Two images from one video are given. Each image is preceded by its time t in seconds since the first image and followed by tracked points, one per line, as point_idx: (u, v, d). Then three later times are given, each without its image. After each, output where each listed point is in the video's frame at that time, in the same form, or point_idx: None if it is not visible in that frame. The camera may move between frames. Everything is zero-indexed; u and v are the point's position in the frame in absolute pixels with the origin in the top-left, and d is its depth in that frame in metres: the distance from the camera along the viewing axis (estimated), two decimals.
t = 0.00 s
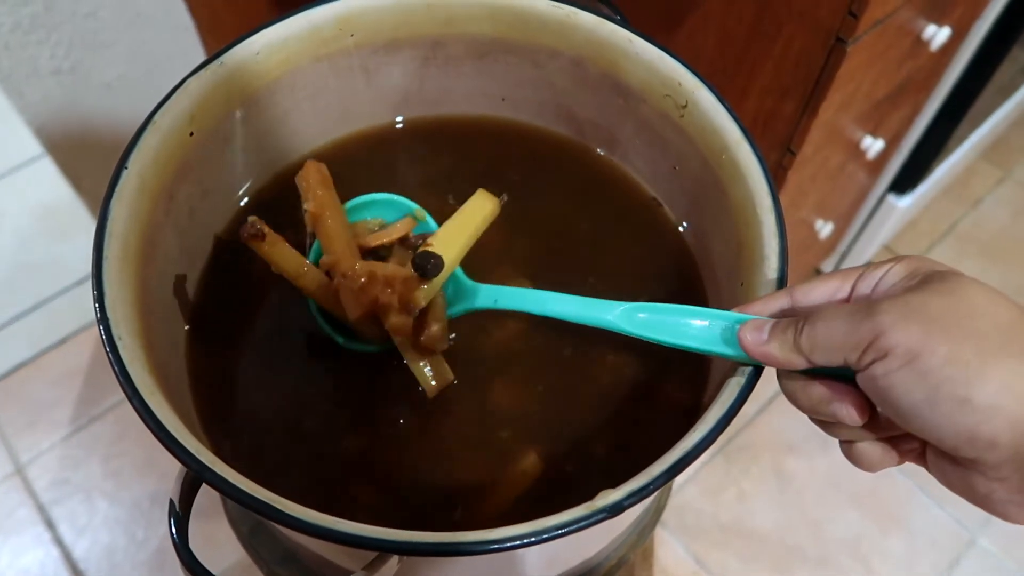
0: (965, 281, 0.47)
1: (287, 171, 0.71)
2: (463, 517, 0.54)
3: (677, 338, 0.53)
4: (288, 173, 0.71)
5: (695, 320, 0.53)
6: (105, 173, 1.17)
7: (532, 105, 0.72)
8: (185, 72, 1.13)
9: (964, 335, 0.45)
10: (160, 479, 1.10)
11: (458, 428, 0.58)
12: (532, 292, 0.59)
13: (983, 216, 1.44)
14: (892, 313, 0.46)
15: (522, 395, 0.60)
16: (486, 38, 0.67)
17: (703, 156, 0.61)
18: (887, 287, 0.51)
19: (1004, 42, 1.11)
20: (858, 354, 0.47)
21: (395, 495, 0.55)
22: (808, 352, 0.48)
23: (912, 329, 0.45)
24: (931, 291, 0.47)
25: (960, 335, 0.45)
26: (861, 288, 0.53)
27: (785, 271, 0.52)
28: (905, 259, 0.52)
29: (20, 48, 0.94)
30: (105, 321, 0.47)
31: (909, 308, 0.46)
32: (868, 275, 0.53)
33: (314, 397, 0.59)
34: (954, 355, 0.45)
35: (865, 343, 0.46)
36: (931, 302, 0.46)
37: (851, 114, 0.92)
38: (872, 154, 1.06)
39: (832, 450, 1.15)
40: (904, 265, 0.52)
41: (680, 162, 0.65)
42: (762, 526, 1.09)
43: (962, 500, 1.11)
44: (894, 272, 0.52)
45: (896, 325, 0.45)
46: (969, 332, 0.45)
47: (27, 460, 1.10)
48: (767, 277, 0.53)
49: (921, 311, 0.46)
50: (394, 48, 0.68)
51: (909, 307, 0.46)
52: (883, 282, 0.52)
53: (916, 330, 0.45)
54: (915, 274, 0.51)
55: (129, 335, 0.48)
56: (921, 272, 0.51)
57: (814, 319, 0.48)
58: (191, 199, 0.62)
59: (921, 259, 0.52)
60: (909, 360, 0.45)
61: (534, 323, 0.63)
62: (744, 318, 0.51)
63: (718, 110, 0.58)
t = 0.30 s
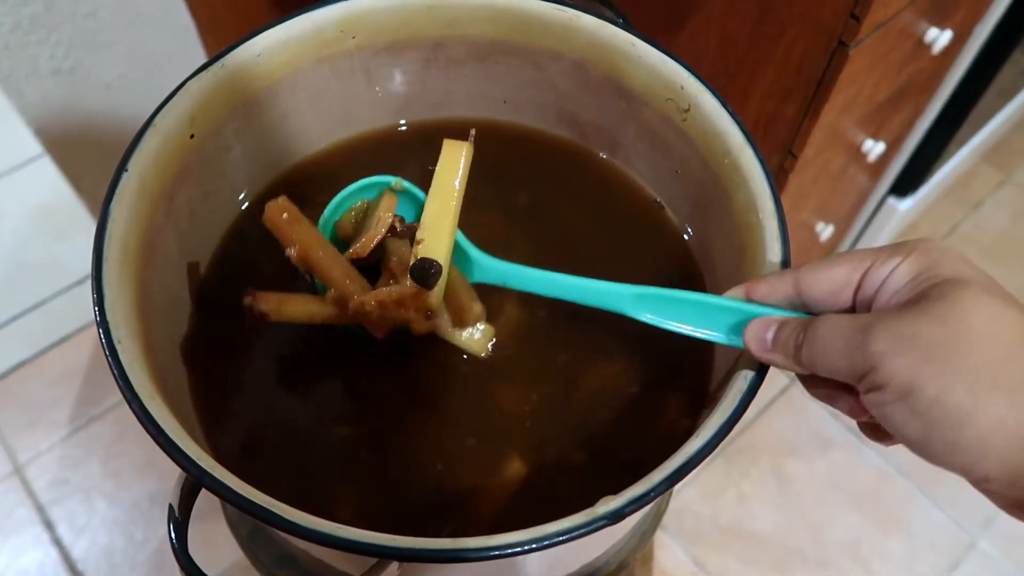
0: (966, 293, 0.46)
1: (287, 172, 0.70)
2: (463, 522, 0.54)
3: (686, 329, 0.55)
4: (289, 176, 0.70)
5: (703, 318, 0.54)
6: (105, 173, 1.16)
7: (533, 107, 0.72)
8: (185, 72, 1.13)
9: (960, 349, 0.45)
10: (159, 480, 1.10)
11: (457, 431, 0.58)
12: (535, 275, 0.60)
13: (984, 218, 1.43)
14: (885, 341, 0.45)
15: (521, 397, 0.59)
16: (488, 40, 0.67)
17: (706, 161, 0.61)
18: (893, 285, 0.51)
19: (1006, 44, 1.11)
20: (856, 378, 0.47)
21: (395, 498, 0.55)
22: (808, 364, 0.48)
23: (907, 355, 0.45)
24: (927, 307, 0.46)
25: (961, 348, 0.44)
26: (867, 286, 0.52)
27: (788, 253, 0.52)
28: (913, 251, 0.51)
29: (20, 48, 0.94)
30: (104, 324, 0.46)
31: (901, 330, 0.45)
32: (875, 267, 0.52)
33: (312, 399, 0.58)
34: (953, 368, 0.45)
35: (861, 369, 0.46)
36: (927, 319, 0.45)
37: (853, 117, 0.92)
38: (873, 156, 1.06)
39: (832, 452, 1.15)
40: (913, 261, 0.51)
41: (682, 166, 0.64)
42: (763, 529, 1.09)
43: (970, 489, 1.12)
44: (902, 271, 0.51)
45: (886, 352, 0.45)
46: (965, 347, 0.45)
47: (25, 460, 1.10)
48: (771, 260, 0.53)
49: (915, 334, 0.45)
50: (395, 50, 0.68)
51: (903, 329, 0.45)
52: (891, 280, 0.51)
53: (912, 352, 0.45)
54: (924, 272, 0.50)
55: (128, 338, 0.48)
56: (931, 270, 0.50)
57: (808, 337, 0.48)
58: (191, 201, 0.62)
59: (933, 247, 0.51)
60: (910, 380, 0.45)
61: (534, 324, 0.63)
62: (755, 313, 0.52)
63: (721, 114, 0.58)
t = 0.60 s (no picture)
0: (971, 286, 0.46)
1: (284, 172, 0.70)
2: (462, 520, 0.54)
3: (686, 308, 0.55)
4: (285, 175, 0.70)
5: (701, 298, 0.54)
6: (103, 172, 1.16)
7: (531, 107, 0.72)
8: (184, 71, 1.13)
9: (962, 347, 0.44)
10: (157, 479, 1.10)
11: (454, 428, 0.58)
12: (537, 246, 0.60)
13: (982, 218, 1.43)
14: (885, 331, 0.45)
15: (518, 394, 0.60)
16: (486, 40, 0.67)
17: (702, 160, 0.61)
18: (897, 268, 0.50)
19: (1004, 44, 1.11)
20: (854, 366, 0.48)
21: (393, 496, 0.55)
22: (807, 347, 0.48)
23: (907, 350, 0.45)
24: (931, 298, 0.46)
25: (960, 349, 0.44)
26: (869, 269, 0.52)
27: (784, 235, 0.53)
28: (920, 234, 0.50)
29: (18, 48, 0.94)
30: (100, 324, 0.46)
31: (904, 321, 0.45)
32: (880, 248, 0.51)
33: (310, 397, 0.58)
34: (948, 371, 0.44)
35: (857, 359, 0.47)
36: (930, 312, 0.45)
37: (851, 117, 0.92)
38: (872, 156, 1.06)
39: (830, 452, 1.15)
40: (919, 244, 0.50)
41: (679, 166, 0.64)
42: (761, 529, 1.09)
43: (970, 485, 1.13)
44: (907, 253, 0.50)
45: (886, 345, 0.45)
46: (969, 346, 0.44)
47: (23, 460, 1.10)
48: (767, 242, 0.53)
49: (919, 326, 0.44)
50: (393, 50, 0.68)
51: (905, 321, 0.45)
52: (895, 262, 0.50)
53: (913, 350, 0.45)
54: (929, 255, 0.50)
55: (125, 337, 0.48)
56: (937, 254, 0.49)
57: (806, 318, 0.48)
58: (188, 200, 0.62)
59: (941, 231, 0.51)
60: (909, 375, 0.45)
61: (530, 324, 0.63)
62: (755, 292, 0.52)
63: (718, 114, 0.58)
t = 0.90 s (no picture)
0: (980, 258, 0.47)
1: (283, 172, 0.71)
2: (459, 516, 0.55)
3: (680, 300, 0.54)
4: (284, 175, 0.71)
5: (699, 294, 0.53)
6: (103, 172, 1.17)
7: (529, 106, 0.72)
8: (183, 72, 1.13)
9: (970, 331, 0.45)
10: (157, 479, 1.10)
11: (453, 426, 0.58)
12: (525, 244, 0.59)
13: (980, 218, 1.44)
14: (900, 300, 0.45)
15: (517, 392, 0.60)
16: (483, 40, 0.67)
17: (699, 159, 0.61)
18: (901, 257, 0.51)
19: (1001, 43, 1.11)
20: (862, 337, 0.47)
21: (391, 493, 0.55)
22: (813, 328, 0.48)
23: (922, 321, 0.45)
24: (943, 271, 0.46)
25: (954, 351, 0.45)
26: (873, 261, 0.52)
27: (779, 239, 0.54)
28: (919, 224, 0.51)
29: (18, 48, 0.94)
30: (101, 322, 0.47)
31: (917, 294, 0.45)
32: (881, 241, 0.52)
33: (309, 395, 0.59)
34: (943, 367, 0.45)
35: (868, 329, 0.46)
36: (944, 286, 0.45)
37: (848, 116, 0.92)
38: (869, 155, 1.07)
39: (828, 451, 1.15)
40: (919, 233, 0.51)
41: (676, 164, 0.65)
42: (759, 528, 1.09)
43: (969, 483, 1.13)
44: (909, 242, 0.51)
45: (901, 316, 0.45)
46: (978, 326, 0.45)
47: (23, 459, 1.10)
48: (762, 245, 0.54)
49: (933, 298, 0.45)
50: (391, 50, 0.68)
51: (919, 294, 0.45)
52: (897, 250, 0.51)
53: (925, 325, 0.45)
54: (932, 241, 0.50)
55: (125, 335, 0.48)
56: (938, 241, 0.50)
57: (812, 297, 0.48)
58: (187, 200, 0.62)
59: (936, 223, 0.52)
60: (916, 355, 0.46)
61: (525, 327, 0.63)
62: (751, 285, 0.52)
63: (714, 113, 0.58)
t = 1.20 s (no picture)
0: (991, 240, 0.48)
1: (281, 168, 0.71)
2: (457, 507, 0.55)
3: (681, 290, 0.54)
4: (281, 172, 0.71)
5: (700, 287, 0.54)
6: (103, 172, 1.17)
7: (527, 103, 0.72)
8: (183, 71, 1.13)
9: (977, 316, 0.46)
10: (157, 478, 1.10)
11: (451, 419, 0.59)
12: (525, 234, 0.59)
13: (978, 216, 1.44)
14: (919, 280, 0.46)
15: (512, 386, 0.61)
16: (481, 37, 0.68)
17: (695, 155, 0.62)
18: (908, 239, 0.52)
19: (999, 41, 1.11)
20: (871, 321, 0.47)
21: (389, 487, 0.55)
22: (819, 314, 0.48)
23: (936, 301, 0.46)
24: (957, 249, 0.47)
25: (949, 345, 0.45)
26: (881, 244, 0.53)
27: (774, 229, 0.54)
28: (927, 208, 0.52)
29: (18, 47, 0.95)
30: (101, 316, 0.47)
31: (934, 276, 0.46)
32: (889, 225, 0.53)
33: (308, 389, 0.59)
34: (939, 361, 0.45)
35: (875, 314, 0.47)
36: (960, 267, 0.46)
37: (845, 114, 0.93)
38: (866, 153, 1.07)
39: (827, 449, 1.16)
40: (927, 216, 0.52)
41: (672, 161, 0.65)
42: (758, 525, 1.10)
43: (968, 483, 1.14)
44: (916, 225, 0.52)
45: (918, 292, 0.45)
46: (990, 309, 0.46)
47: (23, 459, 1.11)
48: (757, 235, 0.54)
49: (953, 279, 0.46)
50: (390, 47, 0.69)
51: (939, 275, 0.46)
52: (906, 234, 0.52)
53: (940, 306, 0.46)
54: (940, 226, 0.51)
55: (125, 329, 0.48)
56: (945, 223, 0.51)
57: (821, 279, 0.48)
58: (186, 196, 0.62)
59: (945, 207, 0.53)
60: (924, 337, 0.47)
61: (523, 327, 0.64)
62: (756, 273, 0.52)
63: (710, 109, 0.59)
